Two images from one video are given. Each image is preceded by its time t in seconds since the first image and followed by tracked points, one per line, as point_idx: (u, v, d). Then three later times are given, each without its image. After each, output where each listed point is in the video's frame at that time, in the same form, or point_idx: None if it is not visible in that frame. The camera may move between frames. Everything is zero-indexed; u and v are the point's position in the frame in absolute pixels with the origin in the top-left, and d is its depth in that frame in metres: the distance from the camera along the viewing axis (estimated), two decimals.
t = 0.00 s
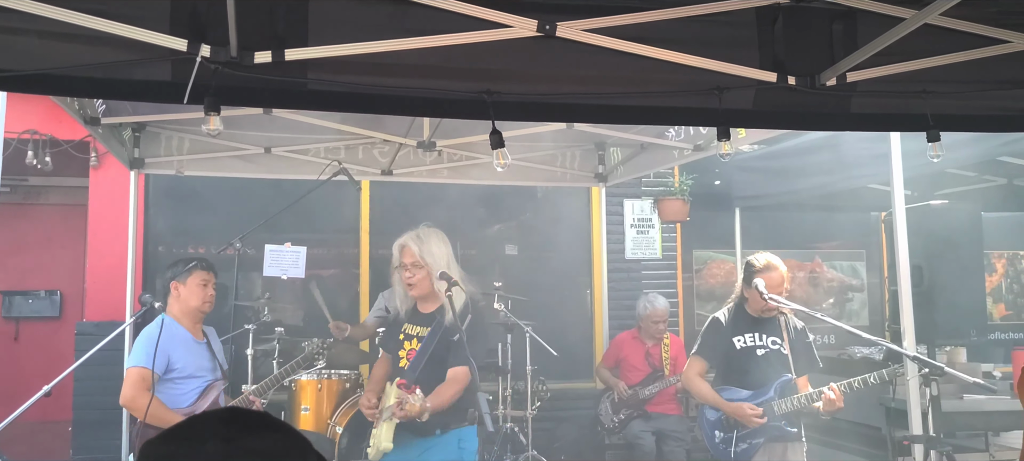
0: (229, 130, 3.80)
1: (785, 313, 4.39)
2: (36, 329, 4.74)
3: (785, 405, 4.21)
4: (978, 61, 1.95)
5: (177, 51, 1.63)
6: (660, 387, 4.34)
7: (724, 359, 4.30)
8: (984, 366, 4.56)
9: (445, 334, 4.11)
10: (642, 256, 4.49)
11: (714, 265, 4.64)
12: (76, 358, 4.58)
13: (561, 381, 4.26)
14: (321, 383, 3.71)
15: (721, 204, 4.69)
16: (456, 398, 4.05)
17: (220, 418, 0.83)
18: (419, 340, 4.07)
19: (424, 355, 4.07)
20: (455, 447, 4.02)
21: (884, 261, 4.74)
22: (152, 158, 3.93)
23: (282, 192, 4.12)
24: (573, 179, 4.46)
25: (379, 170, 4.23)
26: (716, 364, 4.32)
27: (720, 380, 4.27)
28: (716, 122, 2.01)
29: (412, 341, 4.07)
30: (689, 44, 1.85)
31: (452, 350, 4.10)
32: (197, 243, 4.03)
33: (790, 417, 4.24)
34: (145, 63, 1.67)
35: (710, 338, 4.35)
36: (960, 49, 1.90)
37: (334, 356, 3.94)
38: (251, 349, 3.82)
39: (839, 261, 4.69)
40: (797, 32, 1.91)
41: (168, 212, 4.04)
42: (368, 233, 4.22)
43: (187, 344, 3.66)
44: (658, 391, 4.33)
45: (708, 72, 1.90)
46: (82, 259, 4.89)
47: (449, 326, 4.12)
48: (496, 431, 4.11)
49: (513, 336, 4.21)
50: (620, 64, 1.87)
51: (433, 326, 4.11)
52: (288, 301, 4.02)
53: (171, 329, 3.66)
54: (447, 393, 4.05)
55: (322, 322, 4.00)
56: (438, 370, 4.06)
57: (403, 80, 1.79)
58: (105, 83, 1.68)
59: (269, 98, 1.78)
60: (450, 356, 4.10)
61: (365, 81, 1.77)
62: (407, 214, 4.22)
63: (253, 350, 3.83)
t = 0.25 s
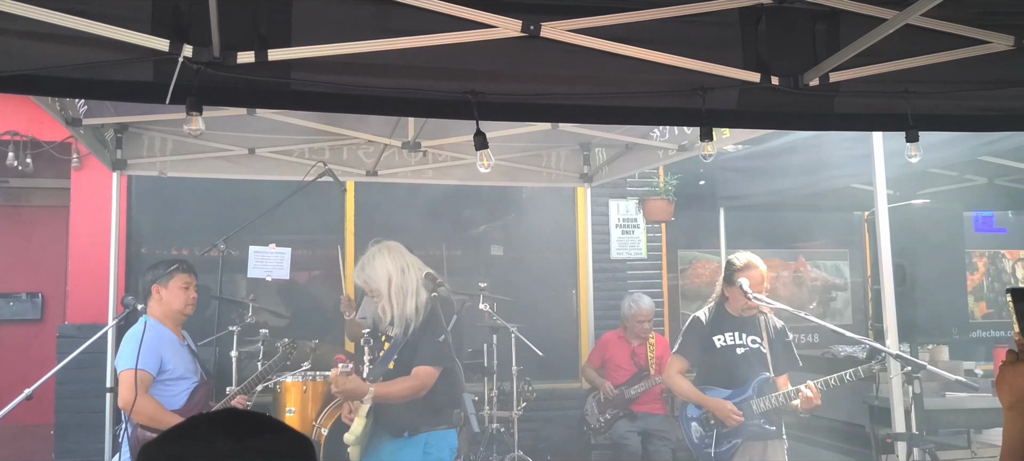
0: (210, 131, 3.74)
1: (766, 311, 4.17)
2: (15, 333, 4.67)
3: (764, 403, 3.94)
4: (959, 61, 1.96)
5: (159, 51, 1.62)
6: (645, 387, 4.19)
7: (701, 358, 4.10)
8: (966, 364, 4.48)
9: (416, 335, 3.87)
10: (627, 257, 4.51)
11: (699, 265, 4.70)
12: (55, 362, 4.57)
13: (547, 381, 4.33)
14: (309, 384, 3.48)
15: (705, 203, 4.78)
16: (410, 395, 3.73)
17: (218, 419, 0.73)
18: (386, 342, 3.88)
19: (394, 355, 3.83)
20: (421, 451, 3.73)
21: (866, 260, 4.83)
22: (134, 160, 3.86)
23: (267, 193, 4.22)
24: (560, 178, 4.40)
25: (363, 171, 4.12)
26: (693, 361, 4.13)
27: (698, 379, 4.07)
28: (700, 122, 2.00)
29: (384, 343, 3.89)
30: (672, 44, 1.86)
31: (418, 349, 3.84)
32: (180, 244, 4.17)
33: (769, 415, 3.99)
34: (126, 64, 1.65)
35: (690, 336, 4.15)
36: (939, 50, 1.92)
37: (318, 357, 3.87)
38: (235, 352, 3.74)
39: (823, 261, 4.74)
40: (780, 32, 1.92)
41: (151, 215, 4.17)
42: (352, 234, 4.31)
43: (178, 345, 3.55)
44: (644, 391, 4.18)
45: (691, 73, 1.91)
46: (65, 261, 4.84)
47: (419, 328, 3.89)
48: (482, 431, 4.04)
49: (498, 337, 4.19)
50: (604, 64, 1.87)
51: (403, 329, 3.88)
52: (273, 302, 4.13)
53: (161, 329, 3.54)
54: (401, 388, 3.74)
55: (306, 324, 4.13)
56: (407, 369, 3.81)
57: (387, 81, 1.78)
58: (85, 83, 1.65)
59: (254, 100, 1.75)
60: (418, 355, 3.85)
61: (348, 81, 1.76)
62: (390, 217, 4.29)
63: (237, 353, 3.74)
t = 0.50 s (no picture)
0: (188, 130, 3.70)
1: (737, 310, 4.10)
2: None
3: (733, 401, 3.86)
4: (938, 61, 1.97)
5: (137, 51, 1.60)
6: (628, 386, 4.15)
7: (676, 356, 4.01)
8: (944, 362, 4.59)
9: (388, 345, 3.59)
10: (609, 257, 4.52)
11: (681, 265, 4.69)
12: (31, 366, 4.55)
13: (528, 381, 4.36)
14: (288, 386, 3.21)
15: (688, 203, 4.80)
16: (388, 407, 3.37)
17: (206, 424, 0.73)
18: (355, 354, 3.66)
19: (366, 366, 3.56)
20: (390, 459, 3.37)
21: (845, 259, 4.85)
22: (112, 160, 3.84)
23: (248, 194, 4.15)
24: (541, 178, 4.42)
25: (345, 171, 4.12)
26: (670, 357, 4.02)
27: (673, 378, 3.98)
28: (680, 122, 2.02)
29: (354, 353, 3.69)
30: (654, 44, 1.86)
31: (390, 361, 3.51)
32: (160, 246, 4.12)
33: (740, 413, 3.89)
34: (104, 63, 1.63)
35: (662, 337, 4.05)
36: (918, 51, 1.93)
37: (299, 357, 3.75)
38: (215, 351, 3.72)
39: (802, 261, 4.79)
40: (760, 32, 1.92)
41: (129, 216, 4.11)
42: (335, 235, 4.29)
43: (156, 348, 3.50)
44: (626, 391, 4.14)
45: (672, 73, 1.92)
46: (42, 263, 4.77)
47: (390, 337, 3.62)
48: (464, 431, 4.04)
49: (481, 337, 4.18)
50: (586, 64, 1.87)
51: (372, 339, 3.65)
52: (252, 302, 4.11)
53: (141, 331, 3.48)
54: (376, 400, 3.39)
55: (287, 326, 4.09)
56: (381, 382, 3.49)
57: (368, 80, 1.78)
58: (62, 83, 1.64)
59: (232, 99, 1.77)
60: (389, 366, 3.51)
61: (329, 81, 1.76)
62: (372, 217, 4.28)
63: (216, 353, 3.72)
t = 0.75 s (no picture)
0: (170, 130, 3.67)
1: (714, 308, 4.24)
2: None
3: (705, 400, 3.96)
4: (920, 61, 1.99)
5: (117, 50, 1.59)
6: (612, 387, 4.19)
7: (653, 357, 4.08)
8: (924, 361, 4.68)
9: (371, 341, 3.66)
10: (593, 257, 4.49)
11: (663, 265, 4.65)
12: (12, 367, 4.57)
13: (513, 382, 4.32)
14: (271, 387, 3.19)
15: (672, 203, 4.79)
16: (373, 409, 3.44)
17: (145, 442, 0.65)
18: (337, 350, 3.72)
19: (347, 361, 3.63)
20: (367, 459, 3.44)
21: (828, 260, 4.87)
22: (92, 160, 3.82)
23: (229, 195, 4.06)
24: (525, 179, 4.45)
25: (328, 172, 4.16)
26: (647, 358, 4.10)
27: (651, 377, 4.04)
28: (664, 122, 2.03)
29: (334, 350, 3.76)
30: (638, 45, 1.87)
31: (373, 355, 3.60)
32: (139, 246, 4.09)
33: (712, 411, 3.99)
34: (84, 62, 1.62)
35: (640, 336, 4.13)
36: (899, 51, 1.94)
37: (282, 360, 3.81)
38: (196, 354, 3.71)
39: (785, 261, 4.80)
40: (744, 32, 1.93)
41: (109, 217, 4.05)
42: (317, 235, 4.26)
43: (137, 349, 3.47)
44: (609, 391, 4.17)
45: (656, 73, 1.92)
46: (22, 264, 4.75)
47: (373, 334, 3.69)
48: (449, 432, 4.02)
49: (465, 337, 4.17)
50: (570, 63, 1.87)
51: (353, 337, 3.71)
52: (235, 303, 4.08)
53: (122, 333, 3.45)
54: (359, 402, 3.45)
55: (271, 327, 4.06)
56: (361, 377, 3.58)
57: (352, 80, 1.77)
58: (41, 82, 1.63)
59: (214, 98, 1.76)
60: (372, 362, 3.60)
61: (313, 81, 1.75)
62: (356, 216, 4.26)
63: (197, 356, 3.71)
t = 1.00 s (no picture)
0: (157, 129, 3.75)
1: (693, 308, 4.40)
2: None
3: (686, 398, 4.19)
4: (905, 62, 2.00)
5: (102, 49, 1.58)
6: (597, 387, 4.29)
7: (635, 356, 4.24)
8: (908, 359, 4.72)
9: (367, 341, 3.94)
10: (580, 257, 4.47)
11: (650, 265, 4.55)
12: None
13: (502, 382, 4.25)
14: (259, 388, 3.44)
15: (657, 206, 4.69)
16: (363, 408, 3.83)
17: (136, 438, 0.65)
18: (329, 349, 3.91)
19: (337, 361, 3.89)
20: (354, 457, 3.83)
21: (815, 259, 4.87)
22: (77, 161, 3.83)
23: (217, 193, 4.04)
24: (513, 179, 4.47)
25: (315, 172, 4.21)
26: (627, 360, 4.25)
27: (633, 376, 4.21)
28: (652, 123, 2.04)
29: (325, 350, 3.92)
30: (625, 45, 1.87)
31: (364, 356, 3.91)
32: (127, 247, 3.96)
33: (692, 409, 4.22)
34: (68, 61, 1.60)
35: (621, 336, 4.28)
36: (884, 52, 1.96)
37: (271, 360, 3.89)
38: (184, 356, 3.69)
39: (772, 260, 4.77)
40: (730, 33, 1.94)
41: (92, 218, 3.97)
42: (304, 234, 4.22)
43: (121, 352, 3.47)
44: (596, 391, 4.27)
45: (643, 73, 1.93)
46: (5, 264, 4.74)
47: (369, 335, 3.96)
48: (436, 432, 4.07)
49: (453, 337, 4.17)
50: (558, 63, 1.87)
51: (348, 335, 3.95)
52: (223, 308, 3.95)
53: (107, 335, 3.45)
54: (350, 402, 3.83)
55: (257, 330, 3.96)
56: (350, 377, 3.88)
57: (339, 79, 1.77)
58: (24, 82, 1.61)
59: (201, 98, 1.74)
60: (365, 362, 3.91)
61: (300, 80, 1.74)
62: (343, 216, 4.24)
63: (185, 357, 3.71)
